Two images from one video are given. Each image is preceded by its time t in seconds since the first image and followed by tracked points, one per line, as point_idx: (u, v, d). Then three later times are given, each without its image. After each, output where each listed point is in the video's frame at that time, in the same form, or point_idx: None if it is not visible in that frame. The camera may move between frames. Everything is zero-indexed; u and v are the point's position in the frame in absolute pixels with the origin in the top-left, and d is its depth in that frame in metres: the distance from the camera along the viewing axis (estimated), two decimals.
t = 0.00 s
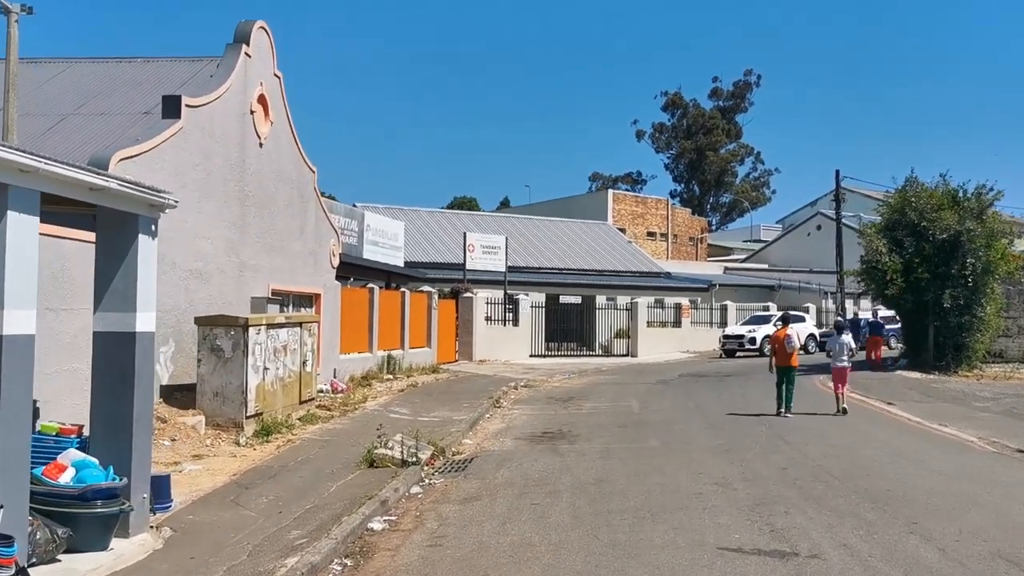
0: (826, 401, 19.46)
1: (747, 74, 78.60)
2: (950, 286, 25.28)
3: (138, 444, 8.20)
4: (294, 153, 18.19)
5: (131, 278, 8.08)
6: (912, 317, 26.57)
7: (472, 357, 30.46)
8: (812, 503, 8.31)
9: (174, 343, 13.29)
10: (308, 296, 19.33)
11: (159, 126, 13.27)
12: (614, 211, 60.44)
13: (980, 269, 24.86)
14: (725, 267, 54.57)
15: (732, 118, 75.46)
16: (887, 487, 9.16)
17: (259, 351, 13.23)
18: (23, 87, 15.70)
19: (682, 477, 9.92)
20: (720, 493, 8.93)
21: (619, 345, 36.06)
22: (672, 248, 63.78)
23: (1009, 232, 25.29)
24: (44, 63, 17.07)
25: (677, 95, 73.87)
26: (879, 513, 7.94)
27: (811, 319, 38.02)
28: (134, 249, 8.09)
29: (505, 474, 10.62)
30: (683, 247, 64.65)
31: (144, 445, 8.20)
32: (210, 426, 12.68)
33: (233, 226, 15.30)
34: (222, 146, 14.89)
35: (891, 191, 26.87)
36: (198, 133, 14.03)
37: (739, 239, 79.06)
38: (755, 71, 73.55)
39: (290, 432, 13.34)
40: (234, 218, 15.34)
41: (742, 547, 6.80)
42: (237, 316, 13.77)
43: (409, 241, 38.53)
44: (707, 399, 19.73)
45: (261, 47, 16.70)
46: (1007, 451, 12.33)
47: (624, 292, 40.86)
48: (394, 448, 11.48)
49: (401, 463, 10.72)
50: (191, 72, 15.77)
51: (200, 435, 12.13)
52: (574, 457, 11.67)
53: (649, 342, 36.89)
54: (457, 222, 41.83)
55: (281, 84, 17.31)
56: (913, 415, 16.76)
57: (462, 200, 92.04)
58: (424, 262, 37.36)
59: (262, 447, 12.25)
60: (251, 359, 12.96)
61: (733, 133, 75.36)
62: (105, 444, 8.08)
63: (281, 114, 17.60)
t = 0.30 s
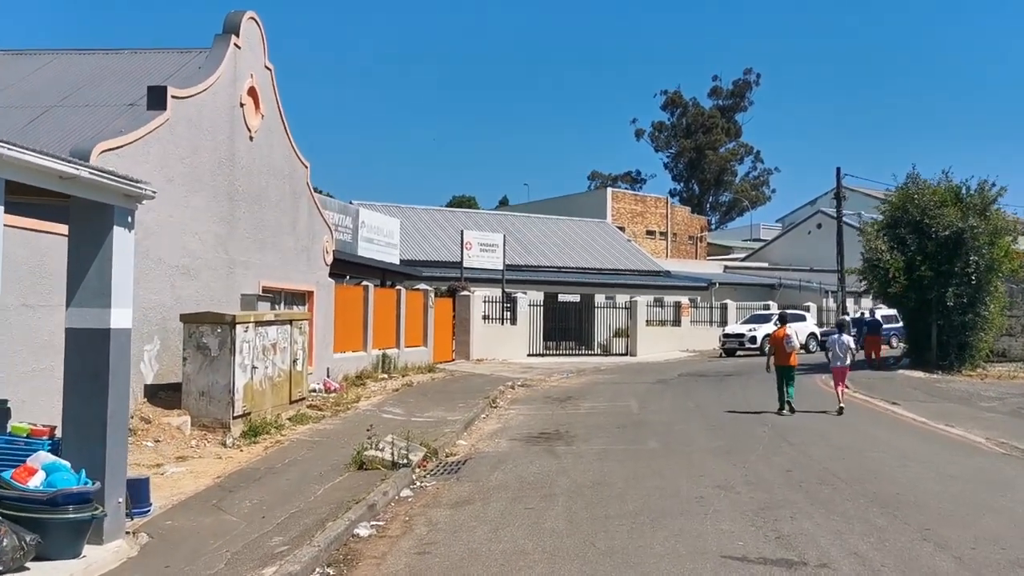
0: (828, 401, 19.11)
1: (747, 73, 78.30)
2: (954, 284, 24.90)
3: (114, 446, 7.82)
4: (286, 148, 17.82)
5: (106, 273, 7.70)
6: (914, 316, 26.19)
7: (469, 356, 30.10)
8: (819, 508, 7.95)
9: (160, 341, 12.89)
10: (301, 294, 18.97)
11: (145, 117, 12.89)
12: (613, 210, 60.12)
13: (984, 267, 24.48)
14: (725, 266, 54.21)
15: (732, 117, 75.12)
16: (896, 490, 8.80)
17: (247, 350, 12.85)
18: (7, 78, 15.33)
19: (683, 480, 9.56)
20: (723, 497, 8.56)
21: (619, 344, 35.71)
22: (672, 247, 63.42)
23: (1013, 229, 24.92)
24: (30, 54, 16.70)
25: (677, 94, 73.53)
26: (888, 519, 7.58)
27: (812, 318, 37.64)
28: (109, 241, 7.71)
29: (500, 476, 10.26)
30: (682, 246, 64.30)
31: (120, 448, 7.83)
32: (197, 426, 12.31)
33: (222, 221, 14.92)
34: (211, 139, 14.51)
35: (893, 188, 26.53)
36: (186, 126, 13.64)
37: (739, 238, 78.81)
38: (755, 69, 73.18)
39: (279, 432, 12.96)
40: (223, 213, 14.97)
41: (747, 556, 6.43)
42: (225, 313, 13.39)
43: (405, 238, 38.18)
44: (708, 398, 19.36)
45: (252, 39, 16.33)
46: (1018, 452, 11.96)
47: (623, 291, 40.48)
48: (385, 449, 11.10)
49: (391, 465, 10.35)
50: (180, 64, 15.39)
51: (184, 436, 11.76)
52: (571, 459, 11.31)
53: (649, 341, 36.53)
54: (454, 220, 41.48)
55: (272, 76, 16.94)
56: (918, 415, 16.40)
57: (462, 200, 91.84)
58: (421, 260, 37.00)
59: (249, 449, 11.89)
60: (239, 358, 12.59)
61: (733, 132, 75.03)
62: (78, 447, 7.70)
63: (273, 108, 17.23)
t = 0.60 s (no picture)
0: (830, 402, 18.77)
1: (747, 73, 77.98)
2: (957, 284, 24.56)
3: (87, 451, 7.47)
4: (278, 143, 17.46)
5: (76, 270, 7.35)
6: (915, 316, 25.86)
7: (466, 356, 29.76)
8: (823, 517, 7.62)
9: (144, 341, 12.54)
10: (293, 293, 18.62)
11: (128, 111, 12.56)
12: (612, 209, 59.80)
13: (987, 266, 24.14)
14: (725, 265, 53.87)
15: (732, 116, 74.78)
16: (902, 497, 8.46)
17: (234, 350, 12.50)
18: None
19: (680, 485, 9.21)
20: (723, 504, 8.22)
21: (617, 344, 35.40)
22: (671, 246, 63.06)
23: (1017, 228, 24.59)
24: (15, 48, 16.35)
25: (677, 93, 73.20)
26: (895, 528, 7.24)
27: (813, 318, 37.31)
28: (81, 236, 7.36)
29: (491, 481, 9.92)
30: (682, 246, 63.96)
31: (92, 453, 7.48)
32: (182, 428, 11.97)
33: (211, 218, 14.58)
34: (199, 133, 14.17)
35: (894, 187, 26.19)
36: (172, 120, 13.30)
37: (739, 238, 78.53)
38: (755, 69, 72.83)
39: (267, 435, 12.62)
40: (212, 210, 14.61)
41: (748, 569, 6.09)
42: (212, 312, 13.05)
43: (402, 237, 37.83)
44: (707, 399, 19.02)
45: (242, 32, 15.98)
46: None
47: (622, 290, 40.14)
48: (374, 452, 10.75)
49: (380, 470, 10.00)
50: (168, 57, 15.05)
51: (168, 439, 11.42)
52: (566, 462, 10.96)
53: (647, 340, 36.21)
54: (452, 219, 41.13)
55: (263, 70, 16.59)
56: (922, 417, 16.07)
57: (460, 199, 91.51)
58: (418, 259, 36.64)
59: (235, 451, 11.55)
60: (225, 358, 12.24)
61: (732, 131, 74.70)
62: (48, 452, 7.35)
63: (264, 103, 16.88)
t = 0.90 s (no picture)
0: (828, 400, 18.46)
1: (745, 69, 77.63)
2: (958, 281, 24.25)
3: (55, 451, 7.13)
4: (266, 135, 17.09)
5: (43, 262, 7.00)
6: (916, 313, 25.56)
7: (461, 352, 29.42)
8: (824, 522, 7.31)
9: (126, 336, 12.19)
10: (282, 287, 18.28)
11: (110, 100, 12.20)
12: (609, 205, 59.47)
13: (990, 263, 23.84)
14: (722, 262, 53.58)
15: (730, 113, 74.47)
16: (906, 501, 8.17)
17: (217, 346, 12.17)
18: None
19: (675, 487, 8.89)
20: (720, 508, 7.90)
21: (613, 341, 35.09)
22: (669, 243, 62.74)
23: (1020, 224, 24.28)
24: None
25: (674, 89, 72.88)
26: (900, 536, 6.93)
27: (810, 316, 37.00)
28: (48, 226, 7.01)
29: (480, 482, 9.59)
30: (679, 242, 63.65)
31: (60, 453, 7.14)
32: (163, 426, 11.64)
33: (196, 210, 14.22)
34: (184, 123, 13.81)
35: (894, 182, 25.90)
36: (156, 109, 12.95)
37: (736, 235, 78.27)
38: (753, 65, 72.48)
39: (251, 433, 12.29)
40: (197, 202, 14.26)
41: None
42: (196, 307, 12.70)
43: (396, 232, 37.47)
44: (703, 397, 18.70)
45: (229, 20, 15.63)
46: None
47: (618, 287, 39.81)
48: (359, 451, 10.42)
49: (365, 470, 9.68)
50: (153, 45, 14.69)
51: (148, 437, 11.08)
52: (558, 463, 10.63)
53: (644, 337, 35.90)
54: (447, 214, 40.77)
55: (251, 60, 16.23)
56: (923, 417, 15.75)
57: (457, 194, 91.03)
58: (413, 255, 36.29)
59: (218, 450, 11.22)
60: (208, 354, 11.89)
61: (730, 128, 74.39)
62: (13, 452, 7.01)
63: (252, 94, 16.53)
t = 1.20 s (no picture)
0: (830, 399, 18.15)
1: (746, 66, 77.24)
2: (964, 278, 23.90)
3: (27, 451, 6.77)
4: (259, 128, 16.73)
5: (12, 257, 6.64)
6: (922, 310, 25.25)
7: (459, 349, 29.08)
8: (834, 529, 6.97)
9: (112, 332, 11.84)
10: (275, 283, 17.94)
11: (96, 90, 11.87)
12: (609, 201, 59.12)
13: (996, 259, 23.49)
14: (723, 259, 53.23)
15: (730, 110, 74.11)
16: (919, 505, 7.84)
17: (206, 343, 11.82)
18: None
19: (676, 491, 8.54)
20: (724, 513, 7.56)
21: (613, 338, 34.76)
22: (669, 239, 62.38)
23: None
24: None
25: (675, 86, 72.55)
26: (914, 544, 6.59)
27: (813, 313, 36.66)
28: (18, 221, 6.66)
29: (475, 484, 9.25)
30: (680, 239, 63.30)
31: (32, 455, 6.79)
32: (149, 426, 11.31)
33: (185, 204, 13.87)
34: (173, 114, 13.46)
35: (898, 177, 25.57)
36: (144, 99, 12.60)
37: (737, 232, 77.96)
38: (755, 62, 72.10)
39: (240, 432, 11.95)
40: (187, 196, 13.91)
41: None
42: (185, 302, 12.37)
43: (394, 228, 37.10)
44: (704, 395, 18.37)
45: (221, 10, 15.28)
46: None
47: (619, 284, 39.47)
48: (350, 452, 10.07)
49: (355, 472, 9.34)
50: (142, 35, 14.34)
51: (132, 438, 10.74)
52: (556, 464, 10.29)
53: (644, 335, 35.57)
54: (445, 210, 40.40)
55: (243, 51, 15.88)
56: (930, 416, 15.41)
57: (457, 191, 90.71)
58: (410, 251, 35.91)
59: (205, 450, 10.89)
60: (196, 351, 11.56)
61: (731, 125, 74.04)
62: None
63: (245, 86, 16.18)
